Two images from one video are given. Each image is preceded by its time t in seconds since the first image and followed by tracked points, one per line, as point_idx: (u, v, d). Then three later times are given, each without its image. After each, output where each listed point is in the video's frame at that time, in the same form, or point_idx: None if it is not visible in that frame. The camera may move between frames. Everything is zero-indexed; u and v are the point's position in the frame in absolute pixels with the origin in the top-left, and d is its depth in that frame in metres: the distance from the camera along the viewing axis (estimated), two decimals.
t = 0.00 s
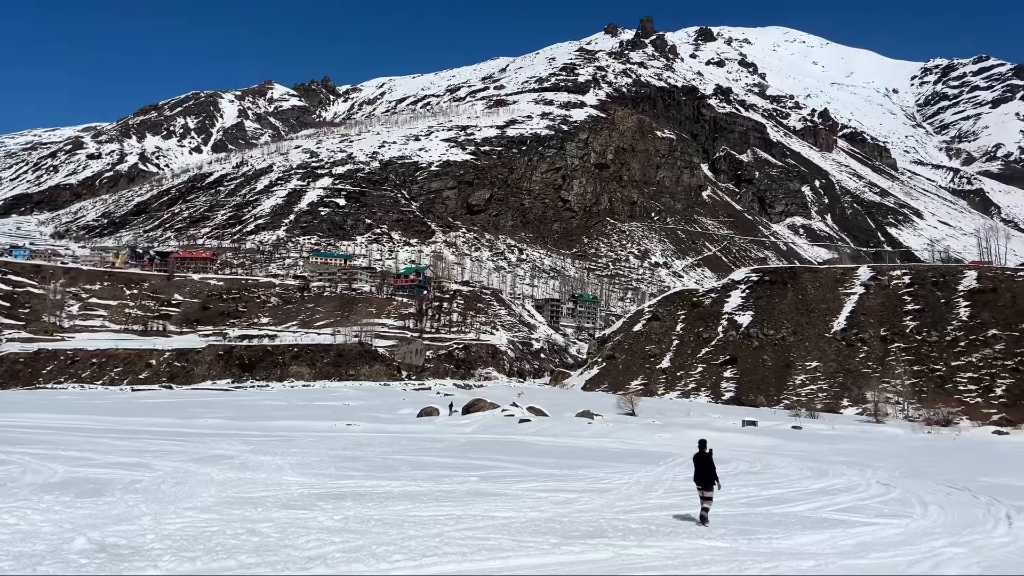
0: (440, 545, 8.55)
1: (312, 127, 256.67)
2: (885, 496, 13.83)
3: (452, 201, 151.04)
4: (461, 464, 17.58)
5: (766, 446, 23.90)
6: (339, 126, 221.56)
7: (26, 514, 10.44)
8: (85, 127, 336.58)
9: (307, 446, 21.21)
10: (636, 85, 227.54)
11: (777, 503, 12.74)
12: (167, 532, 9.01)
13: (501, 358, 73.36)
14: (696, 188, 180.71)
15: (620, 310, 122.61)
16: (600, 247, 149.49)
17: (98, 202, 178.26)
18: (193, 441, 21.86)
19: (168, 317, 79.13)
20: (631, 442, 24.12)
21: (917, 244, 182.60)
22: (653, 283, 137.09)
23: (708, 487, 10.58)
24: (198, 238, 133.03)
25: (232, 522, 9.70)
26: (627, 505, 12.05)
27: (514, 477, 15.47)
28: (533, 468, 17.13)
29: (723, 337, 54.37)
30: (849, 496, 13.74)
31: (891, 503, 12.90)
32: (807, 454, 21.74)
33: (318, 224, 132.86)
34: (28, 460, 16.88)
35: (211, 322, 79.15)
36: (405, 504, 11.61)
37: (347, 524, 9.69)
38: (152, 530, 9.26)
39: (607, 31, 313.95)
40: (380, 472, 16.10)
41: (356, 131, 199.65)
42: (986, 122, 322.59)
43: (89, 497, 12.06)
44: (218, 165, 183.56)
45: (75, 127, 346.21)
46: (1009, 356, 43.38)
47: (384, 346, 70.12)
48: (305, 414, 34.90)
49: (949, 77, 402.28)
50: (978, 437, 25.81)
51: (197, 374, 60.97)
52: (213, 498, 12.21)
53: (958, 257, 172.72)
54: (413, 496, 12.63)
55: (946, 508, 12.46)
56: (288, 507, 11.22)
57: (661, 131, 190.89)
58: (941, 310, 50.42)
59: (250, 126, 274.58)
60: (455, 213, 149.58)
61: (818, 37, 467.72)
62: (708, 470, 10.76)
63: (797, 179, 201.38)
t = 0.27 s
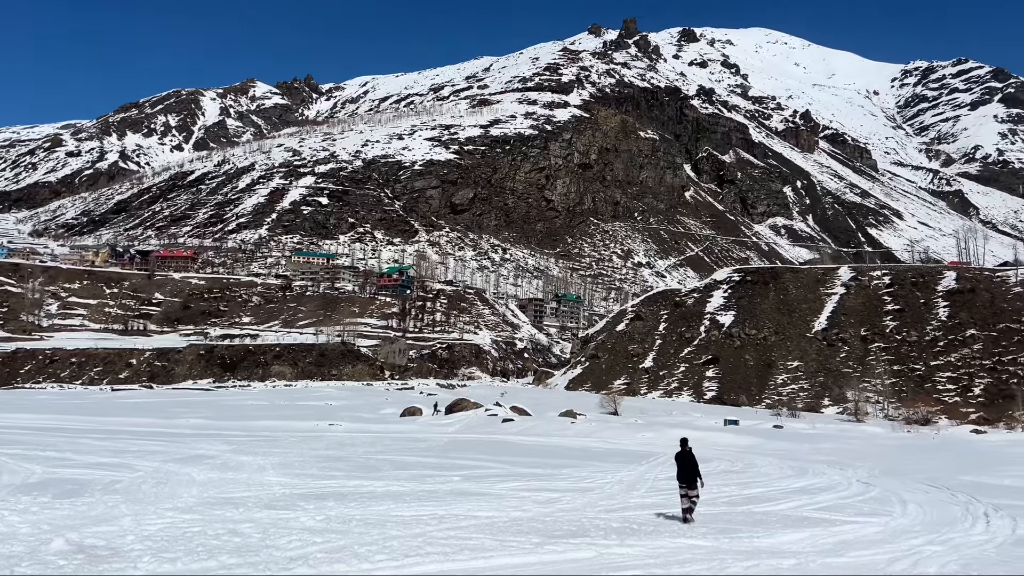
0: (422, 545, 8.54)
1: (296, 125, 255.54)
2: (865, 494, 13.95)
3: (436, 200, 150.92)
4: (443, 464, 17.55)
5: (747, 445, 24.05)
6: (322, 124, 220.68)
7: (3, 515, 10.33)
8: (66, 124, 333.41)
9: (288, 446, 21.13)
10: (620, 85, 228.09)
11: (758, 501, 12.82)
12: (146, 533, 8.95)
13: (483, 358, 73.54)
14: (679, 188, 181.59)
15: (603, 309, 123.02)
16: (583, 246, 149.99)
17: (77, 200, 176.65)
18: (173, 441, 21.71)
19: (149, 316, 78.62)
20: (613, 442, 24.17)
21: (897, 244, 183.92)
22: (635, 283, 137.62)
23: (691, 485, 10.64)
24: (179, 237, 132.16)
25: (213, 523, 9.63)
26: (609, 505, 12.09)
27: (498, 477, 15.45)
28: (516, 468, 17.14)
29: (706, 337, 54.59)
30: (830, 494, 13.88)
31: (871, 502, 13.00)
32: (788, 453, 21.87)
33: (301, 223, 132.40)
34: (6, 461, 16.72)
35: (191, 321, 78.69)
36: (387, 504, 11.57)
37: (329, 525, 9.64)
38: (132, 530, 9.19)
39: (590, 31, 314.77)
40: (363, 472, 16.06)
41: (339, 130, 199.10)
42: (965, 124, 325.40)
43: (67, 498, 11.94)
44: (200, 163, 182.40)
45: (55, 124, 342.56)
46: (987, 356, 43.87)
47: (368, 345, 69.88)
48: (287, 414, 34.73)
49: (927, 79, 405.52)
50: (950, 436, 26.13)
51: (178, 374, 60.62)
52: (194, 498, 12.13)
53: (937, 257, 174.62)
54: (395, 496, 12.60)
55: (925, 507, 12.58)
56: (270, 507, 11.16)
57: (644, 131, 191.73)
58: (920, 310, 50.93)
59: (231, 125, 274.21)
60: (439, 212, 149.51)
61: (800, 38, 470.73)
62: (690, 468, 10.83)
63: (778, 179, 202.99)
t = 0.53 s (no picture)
0: (404, 545, 8.52)
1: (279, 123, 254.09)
2: (844, 493, 14.05)
3: (419, 199, 150.59)
4: (426, 464, 17.53)
5: (728, 444, 24.17)
6: (304, 123, 219.65)
7: None
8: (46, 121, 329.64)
9: (270, 446, 21.04)
10: (603, 86, 228.81)
11: (740, 501, 12.89)
12: (126, 534, 8.89)
13: (466, 357, 73.62)
14: (661, 189, 182.34)
15: (587, 309, 123.36)
16: (566, 246, 150.34)
17: (56, 198, 174.83)
18: (153, 441, 21.55)
19: (128, 315, 77.98)
20: (595, 441, 24.22)
21: (877, 245, 185.24)
22: (618, 283, 138.08)
23: (672, 483, 10.72)
24: (160, 235, 131.14)
25: (193, 524, 9.57)
26: (591, 504, 12.12)
27: (479, 477, 15.44)
28: (498, 467, 17.13)
29: (688, 336, 54.81)
30: (811, 493, 13.96)
31: (851, 500, 13.11)
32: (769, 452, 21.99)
33: (282, 221, 131.86)
34: None
35: (172, 321, 78.06)
36: (368, 505, 11.52)
37: (311, 524, 9.62)
38: (110, 531, 9.12)
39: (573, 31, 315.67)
40: (344, 472, 16.00)
41: (321, 128, 198.34)
42: (942, 126, 327.47)
43: (45, 499, 11.81)
44: (181, 161, 181.04)
45: (34, 121, 338.65)
46: (966, 355, 44.34)
47: (350, 345, 69.58)
48: (268, 413, 34.54)
49: (906, 81, 407.29)
50: (929, 435, 26.25)
51: (158, 373, 60.20)
52: (173, 499, 12.04)
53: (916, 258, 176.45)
54: (377, 496, 12.57)
55: (904, 505, 12.71)
56: (250, 508, 11.10)
57: (628, 132, 192.48)
58: (899, 310, 51.39)
59: (213, 122, 272.59)
60: (422, 212, 149.24)
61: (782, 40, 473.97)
62: (672, 467, 10.89)
63: (760, 180, 204.41)
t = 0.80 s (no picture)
0: (385, 546, 8.50)
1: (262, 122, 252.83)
2: (825, 492, 14.14)
3: (401, 198, 150.15)
4: (408, 464, 17.48)
5: (709, 444, 24.28)
6: (286, 121, 218.51)
7: None
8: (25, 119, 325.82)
9: (251, 446, 20.97)
10: (586, 86, 229.39)
11: (721, 499, 12.97)
12: (104, 535, 8.81)
13: (448, 357, 73.73)
14: (644, 189, 183.07)
15: (569, 309, 123.72)
16: (549, 246, 150.60)
17: (34, 197, 172.87)
18: (133, 442, 21.43)
19: (108, 314, 77.34)
20: (577, 440, 24.27)
21: (857, 245, 186.79)
22: (601, 283, 138.37)
23: (653, 481, 10.78)
24: (139, 234, 130.09)
25: (171, 525, 9.50)
26: (573, 503, 12.14)
27: (462, 477, 15.41)
28: (480, 467, 17.12)
29: (670, 336, 54.96)
30: (792, 492, 14.02)
31: (832, 499, 13.20)
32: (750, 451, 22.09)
33: (263, 220, 131.26)
34: None
35: (152, 320, 77.42)
36: (349, 505, 11.47)
37: (291, 525, 9.57)
38: (87, 533, 9.04)
39: (556, 31, 316.40)
40: (325, 472, 15.94)
41: (303, 127, 197.52)
42: (922, 128, 331.01)
43: (21, 501, 11.69)
44: (161, 160, 179.59)
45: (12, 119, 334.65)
46: (944, 355, 44.79)
47: (332, 345, 69.35)
48: (249, 413, 34.37)
49: (887, 84, 410.46)
50: (908, 434, 26.30)
51: (137, 373, 59.85)
52: (152, 500, 11.95)
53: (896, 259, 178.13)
54: (358, 497, 12.52)
55: (882, 504, 12.83)
56: (230, 509, 11.04)
57: (611, 132, 193.19)
58: (879, 310, 51.85)
59: (193, 120, 270.67)
60: (404, 211, 148.89)
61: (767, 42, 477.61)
62: (654, 465, 10.94)
63: (742, 181, 205.67)
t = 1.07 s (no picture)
0: (366, 546, 8.49)
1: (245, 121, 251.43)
2: (804, 492, 14.26)
3: (384, 198, 149.77)
4: (390, 464, 17.45)
5: (690, 444, 24.39)
6: (269, 121, 217.43)
7: None
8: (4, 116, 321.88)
9: (231, 446, 20.86)
10: (569, 87, 230.00)
11: (703, 499, 13.05)
12: (83, 537, 8.76)
13: (430, 357, 73.73)
14: (627, 190, 183.79)
15: (553, 309, 123.98)
16: (532, 247, 150.85)
17: (11, 196, 170.90)
18: (112, 443, 21.24)
19: (86, 314, 76.54)
20: (559, 441, 24.31)
21: (837, 247, 188.49)
22: (584, 283, 138.64)
23: (634, 480, 10.88)
24: (120, 233, 129.02)
25: (152, 526, 9.45)
26: (555, 504, 12.16)
27: (444, 477, 15.41)
28: (462, 467, 17.13)
29: (651, 337, 55.10)
30: (771, 492, 14.13)
31: (811, 498, 13.33)
32: (731, 452, 22.23)
33: (244, 219, 130.68)
34: None
35: (131, 320, 76.66)
36: (330, 506, 11.45)
37: (272, 526, 9.55)
38: (67, 534, 8.96)
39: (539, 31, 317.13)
40: (307, 473, 15.89)
41: (285, 126, 196.69)
42: (900, 131, 333.15)
43: None
44: (141, 158, 178.23)
45: None
46: (922, 355, 45.24)
47: (315, 345, 68.96)
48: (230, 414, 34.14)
49: (866, 86, 413.96)
50: (886, 435, 26.48)
51: (117, 374, 59.36)
52: (131, 500, 11.86)
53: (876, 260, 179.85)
54: (340, 497, 12.49)
55: (861, 503, 12.96)
56: (211, 510, 10.97)
57: (593, 133, 193.86)
58: (859, 311, 52.32)
59: (174, 119, 268.71)
60: (387, 211, 148.57)
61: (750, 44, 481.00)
62: (635, 464, 11.03)
63: (724, 183, 206.95)
